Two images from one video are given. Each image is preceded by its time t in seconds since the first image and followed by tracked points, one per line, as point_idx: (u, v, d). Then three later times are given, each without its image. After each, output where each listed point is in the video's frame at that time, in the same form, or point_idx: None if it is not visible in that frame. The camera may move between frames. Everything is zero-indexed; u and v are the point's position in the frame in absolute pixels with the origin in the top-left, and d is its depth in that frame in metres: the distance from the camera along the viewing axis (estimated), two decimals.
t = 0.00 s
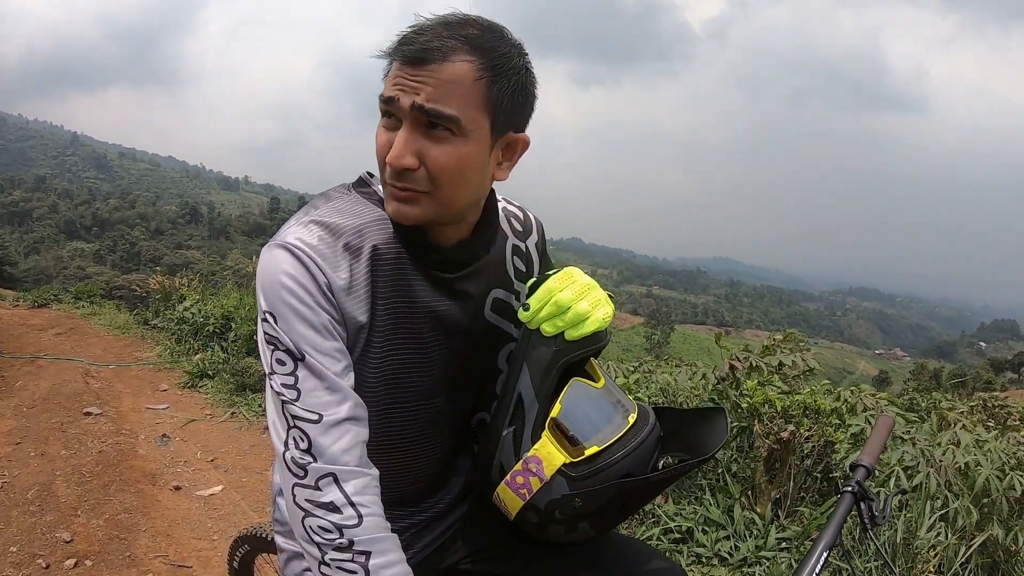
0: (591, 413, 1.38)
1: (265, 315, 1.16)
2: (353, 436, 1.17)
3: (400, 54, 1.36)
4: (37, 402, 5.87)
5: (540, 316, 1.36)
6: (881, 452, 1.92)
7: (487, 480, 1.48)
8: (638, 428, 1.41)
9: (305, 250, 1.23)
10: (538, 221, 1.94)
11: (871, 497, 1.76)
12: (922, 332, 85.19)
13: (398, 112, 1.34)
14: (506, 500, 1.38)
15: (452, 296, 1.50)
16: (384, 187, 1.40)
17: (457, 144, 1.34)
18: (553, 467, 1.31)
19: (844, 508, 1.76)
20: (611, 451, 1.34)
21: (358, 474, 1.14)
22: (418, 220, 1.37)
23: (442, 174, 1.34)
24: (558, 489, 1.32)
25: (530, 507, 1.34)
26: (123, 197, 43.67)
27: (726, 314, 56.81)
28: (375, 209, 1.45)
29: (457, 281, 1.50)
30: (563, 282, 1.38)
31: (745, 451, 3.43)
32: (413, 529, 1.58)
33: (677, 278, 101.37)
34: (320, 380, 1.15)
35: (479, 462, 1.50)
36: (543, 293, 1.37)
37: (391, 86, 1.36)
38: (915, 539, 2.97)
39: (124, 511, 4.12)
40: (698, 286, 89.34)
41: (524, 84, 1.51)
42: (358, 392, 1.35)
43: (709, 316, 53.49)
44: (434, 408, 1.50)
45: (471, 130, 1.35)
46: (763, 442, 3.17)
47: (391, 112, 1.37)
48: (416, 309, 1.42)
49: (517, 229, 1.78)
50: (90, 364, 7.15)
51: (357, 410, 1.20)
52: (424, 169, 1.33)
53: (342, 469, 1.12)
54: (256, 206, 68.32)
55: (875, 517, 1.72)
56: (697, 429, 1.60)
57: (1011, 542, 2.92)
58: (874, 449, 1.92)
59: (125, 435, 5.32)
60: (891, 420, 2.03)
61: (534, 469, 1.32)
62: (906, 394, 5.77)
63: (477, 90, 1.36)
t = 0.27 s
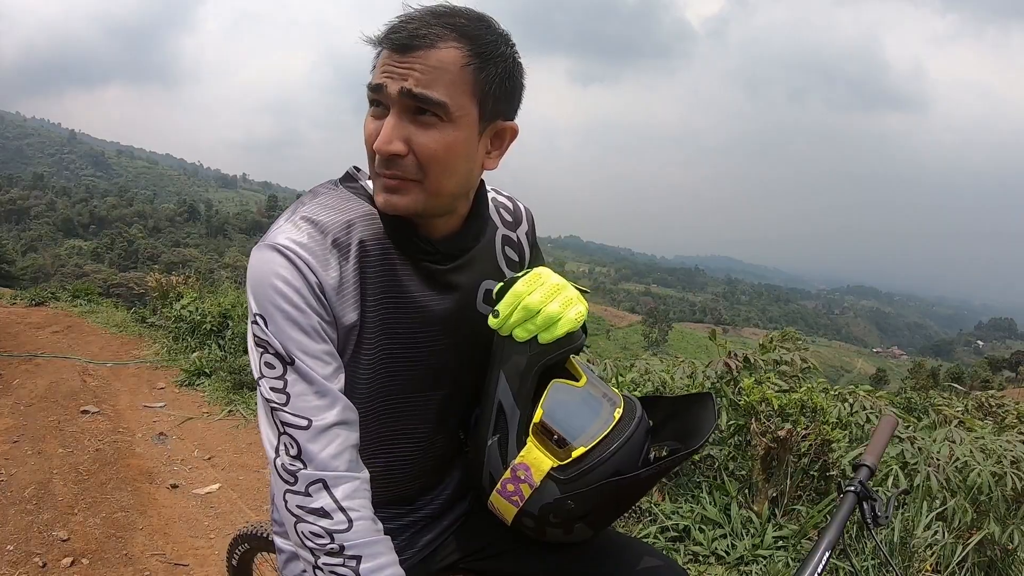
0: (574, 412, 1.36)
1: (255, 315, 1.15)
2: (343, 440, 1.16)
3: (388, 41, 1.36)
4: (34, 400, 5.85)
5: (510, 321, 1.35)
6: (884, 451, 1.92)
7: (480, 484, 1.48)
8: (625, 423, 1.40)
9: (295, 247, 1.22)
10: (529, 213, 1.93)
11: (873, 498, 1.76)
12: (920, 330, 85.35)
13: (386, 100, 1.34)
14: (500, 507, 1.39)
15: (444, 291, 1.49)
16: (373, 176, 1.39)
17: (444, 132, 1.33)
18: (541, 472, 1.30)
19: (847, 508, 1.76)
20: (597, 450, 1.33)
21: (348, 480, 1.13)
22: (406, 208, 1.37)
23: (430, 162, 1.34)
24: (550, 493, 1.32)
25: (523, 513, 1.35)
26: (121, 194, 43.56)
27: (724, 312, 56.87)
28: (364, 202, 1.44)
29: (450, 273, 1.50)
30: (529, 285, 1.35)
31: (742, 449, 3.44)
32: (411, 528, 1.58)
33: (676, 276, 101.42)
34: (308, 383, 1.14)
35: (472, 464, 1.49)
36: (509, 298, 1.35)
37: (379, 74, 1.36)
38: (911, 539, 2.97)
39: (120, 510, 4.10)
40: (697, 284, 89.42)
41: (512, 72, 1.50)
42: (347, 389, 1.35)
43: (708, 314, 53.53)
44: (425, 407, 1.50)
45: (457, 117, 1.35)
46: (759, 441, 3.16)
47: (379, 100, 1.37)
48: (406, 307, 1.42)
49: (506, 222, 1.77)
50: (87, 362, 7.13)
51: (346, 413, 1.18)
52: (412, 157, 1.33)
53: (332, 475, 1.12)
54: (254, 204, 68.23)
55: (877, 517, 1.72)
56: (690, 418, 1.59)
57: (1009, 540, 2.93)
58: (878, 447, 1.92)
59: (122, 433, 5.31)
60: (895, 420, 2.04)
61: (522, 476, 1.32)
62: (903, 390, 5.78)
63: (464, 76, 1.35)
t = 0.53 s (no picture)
0: (576, 404, 1.37)
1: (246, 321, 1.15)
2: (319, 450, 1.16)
3: (410, 38, 1.39)
4: (32, 400, 5.84)
5: (514, 313, 1.36)
6: (884, 451, 1.92)
7: (478, 479, 1.47)
8: (624, 416, 1.41)
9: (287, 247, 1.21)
10: (514, 214, 1.93)
11: (873, 499, 1.76)
12: (919, 329, 85.41)
13: (413, 95, 1.37)
14: (500, 502, 1.38)
15: (438, 287, 1.48)
16: (391, 171, 1.39)
17: (471, 129, 1.39)
18: (544, 464, 1.30)
19: (846, 509, 1.75)
20: (599, 442, 1.33)
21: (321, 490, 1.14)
22: (432, 203, 1.39)
23: (458, 158, 1.38)
24: (551, 485, 1.31)
25: (525, 506, 1.34)
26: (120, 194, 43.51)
27: (724, 311, 56.92)
28: (356, 200, 1.44)
29: (447, 269, 1.50)
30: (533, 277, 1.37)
31: (741, 447, 3.44)
32: (407, 526, 1.58)
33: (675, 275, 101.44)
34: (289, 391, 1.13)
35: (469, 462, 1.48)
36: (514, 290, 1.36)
37: (402, 69, 1.37)
38: (911, 537, 2.96)
39: (120, 510, 4.10)
40: (696, 283, 89.48)
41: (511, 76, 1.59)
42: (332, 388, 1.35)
43: (707, 313, 53.57)
44: (414, 409, 1.48)
45: (480, 115, 1.42)
46: (758, 439, 3.15)
47: (400, 95, 1.38)
48: (399, 308, 1.41)
49: (496, 223, 1.78)
50: (86, 362, 7.13)
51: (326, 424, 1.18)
52: (441, 151, 1.36)
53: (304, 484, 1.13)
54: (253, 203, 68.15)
55: (877, 518, 1.72)
56: (682, 412, 1.60)
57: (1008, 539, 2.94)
58: (878, 448, 1.92)
59: (121, 433, 5.30)
60: (897, 420, 2.03)
61: (525, 467, 1.31)
62: (902, 389, 5.78)
63: (486, 77, 1.42)
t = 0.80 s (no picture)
0: (567, 396, 1.37)
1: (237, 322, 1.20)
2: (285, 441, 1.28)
3: (422, 29, 1.41)
4: (34, 400, 5.85)
5: (502, 308, 1.35)
6: (881, 444, 1.91)
7: (476, 472, 1.47)
8: (617, 407, 1.40)
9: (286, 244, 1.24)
10: (509, 205, 1.92)
11: (870, 489, 1.76)
12: (920, 327, 85.34)
13: (428, 84, 1.38)
14: (496, 495, 1.38)
15: (436, 280, 1.48)
16: (405, 159, 1.38)
17: (483, 118, 1.43)
18: (536, 457, 1.30)
19: (844, 501, 1.75)
20: (592, 434, 1.32)
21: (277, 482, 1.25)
22: (448, 192, 1.40)
23: (473, 145, 1.41)
24: (544, 478, 1.31)
25: (519, 499, 1.35)
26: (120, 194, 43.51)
27: (725, 309, 56.87)
28: (352, 198, 1.44)
29: (445, 262, 1.50)
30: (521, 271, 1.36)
31: (744, 445, 3.44)
32: (407, 520, 1.58)
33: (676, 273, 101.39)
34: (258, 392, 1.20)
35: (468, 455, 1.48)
36: (502, 284, 1.36)
37: (417, 58, 1.39)
38: (914, 534, 2.94)
39: (121, 509, 4.10)
40: (697, 281, 89.44)
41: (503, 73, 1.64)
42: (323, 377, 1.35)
43: (708, 311, 53.54)
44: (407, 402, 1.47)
45: (489, 106, 1.47)
46: (761, 436, 3.15)
47: (414, 84, 1.39)
48: (396, 303, 1.40)
49: (491, 216, 1.78)
50: (88, 361, 7.13)
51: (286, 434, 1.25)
52: (458, 138, 1.38)
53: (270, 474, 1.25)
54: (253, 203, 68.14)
55: (874, 509, 1.71)
56: (678, 402, 1.59)
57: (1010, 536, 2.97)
58: (875, 440, 1.92)
59: (123, 432, 5.30)
60: (892, 414, 2.03)
61: (517, 461, 1.31)
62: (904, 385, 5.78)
63: (493, 70, 1.48)
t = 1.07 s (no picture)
0: (574, 395, 1.37)
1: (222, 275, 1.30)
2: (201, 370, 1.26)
3: (442, 57, 1.37)
4: (38, 398, 5.86)
5: (513, 306, 1.37)
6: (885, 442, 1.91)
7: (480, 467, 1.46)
8: (623, 408, 1.40)
9: (276, 215, 1.38)
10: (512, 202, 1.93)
11: (874, 488, 1.75)
12: (923, 325, 85.16)
13: (435, 116, 1.36)
14: (498, 490, 1.37)
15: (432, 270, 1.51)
16: (400, 186, 1.39)
17: (482, 161, 1.42)
18: (540, 454, 1.30)
19: (847, 498, 1.75)
20: (597, 434, 1.32)
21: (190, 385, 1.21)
22: (434, 225, 1.41)
23: (468, 186, 1.41)
24: (547, 476, 1.30)
25: (522, 496, 1.34)
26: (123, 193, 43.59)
27: (727, 307, 56.82)
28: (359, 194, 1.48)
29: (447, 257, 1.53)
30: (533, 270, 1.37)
31: (746, 445, 3.44)
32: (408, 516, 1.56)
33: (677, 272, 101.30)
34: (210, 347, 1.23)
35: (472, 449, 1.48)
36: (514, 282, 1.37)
37: (429, 87, 1.36)
38: (916, 533, 2.95)
39: (124, 507, 4.11)
40: (699, 280, 89.36)
41: (524, 93, 1.60)
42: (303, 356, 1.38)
43: (710, 309, 53.49)
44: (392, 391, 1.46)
45: (494, 148, 1.44)
46: (764, 435, 3.16)
47: (422, 112, 1.37)
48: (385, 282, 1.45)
49: (491, 211, 1.76)
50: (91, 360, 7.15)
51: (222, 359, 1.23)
52: (453, 180, 1.38)
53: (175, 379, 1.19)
54: (255, 202, 68.21)
55: (877, 507, 1.71)
56: (686, 406, 1.58)
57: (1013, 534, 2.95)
58: (878, 438, 1.91)
59: (126, 431, 5.32)
60: (893, 411, 2.02)
61: (521, 457, 1.31)
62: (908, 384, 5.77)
63: (505, 110, 1.44)
